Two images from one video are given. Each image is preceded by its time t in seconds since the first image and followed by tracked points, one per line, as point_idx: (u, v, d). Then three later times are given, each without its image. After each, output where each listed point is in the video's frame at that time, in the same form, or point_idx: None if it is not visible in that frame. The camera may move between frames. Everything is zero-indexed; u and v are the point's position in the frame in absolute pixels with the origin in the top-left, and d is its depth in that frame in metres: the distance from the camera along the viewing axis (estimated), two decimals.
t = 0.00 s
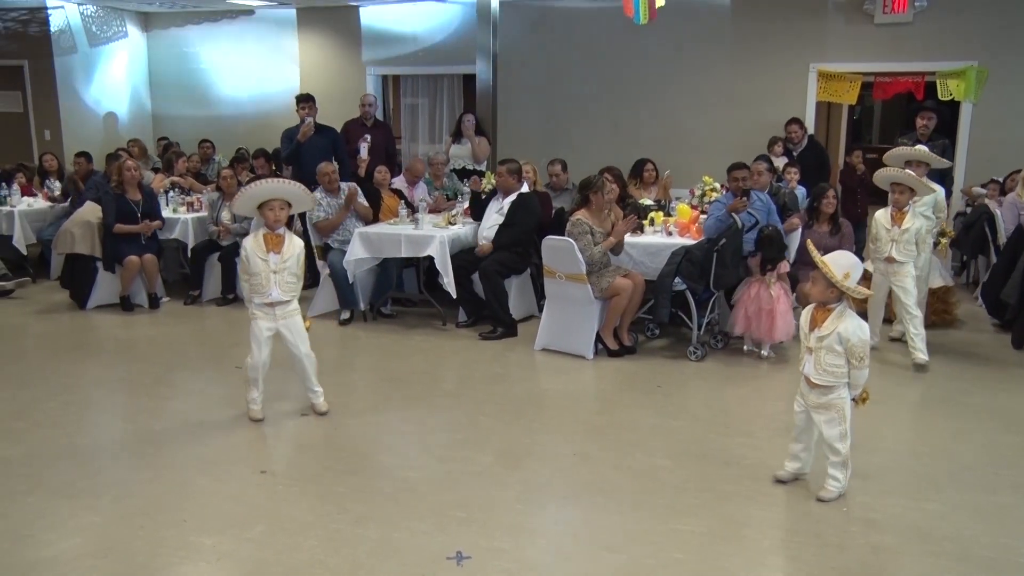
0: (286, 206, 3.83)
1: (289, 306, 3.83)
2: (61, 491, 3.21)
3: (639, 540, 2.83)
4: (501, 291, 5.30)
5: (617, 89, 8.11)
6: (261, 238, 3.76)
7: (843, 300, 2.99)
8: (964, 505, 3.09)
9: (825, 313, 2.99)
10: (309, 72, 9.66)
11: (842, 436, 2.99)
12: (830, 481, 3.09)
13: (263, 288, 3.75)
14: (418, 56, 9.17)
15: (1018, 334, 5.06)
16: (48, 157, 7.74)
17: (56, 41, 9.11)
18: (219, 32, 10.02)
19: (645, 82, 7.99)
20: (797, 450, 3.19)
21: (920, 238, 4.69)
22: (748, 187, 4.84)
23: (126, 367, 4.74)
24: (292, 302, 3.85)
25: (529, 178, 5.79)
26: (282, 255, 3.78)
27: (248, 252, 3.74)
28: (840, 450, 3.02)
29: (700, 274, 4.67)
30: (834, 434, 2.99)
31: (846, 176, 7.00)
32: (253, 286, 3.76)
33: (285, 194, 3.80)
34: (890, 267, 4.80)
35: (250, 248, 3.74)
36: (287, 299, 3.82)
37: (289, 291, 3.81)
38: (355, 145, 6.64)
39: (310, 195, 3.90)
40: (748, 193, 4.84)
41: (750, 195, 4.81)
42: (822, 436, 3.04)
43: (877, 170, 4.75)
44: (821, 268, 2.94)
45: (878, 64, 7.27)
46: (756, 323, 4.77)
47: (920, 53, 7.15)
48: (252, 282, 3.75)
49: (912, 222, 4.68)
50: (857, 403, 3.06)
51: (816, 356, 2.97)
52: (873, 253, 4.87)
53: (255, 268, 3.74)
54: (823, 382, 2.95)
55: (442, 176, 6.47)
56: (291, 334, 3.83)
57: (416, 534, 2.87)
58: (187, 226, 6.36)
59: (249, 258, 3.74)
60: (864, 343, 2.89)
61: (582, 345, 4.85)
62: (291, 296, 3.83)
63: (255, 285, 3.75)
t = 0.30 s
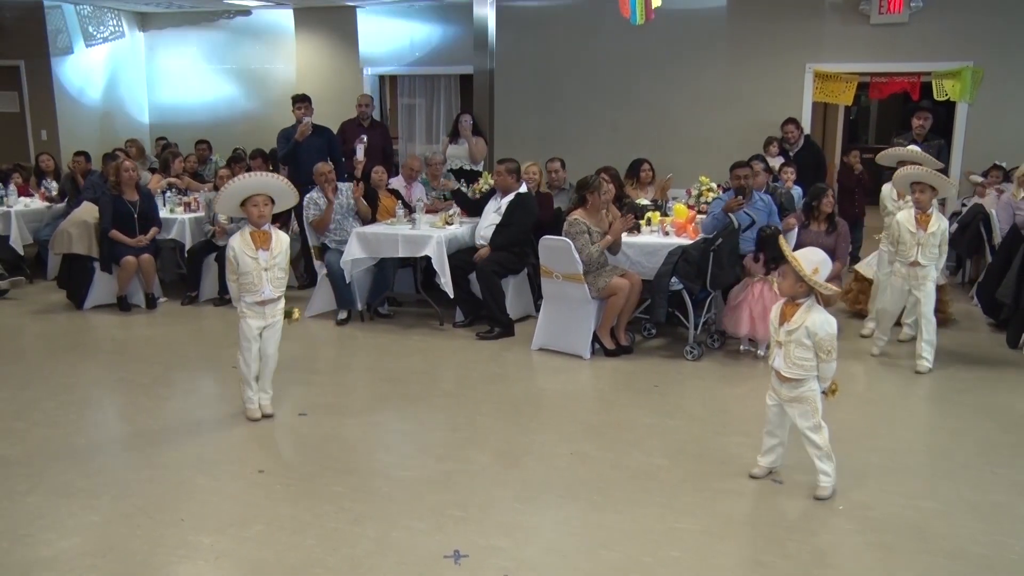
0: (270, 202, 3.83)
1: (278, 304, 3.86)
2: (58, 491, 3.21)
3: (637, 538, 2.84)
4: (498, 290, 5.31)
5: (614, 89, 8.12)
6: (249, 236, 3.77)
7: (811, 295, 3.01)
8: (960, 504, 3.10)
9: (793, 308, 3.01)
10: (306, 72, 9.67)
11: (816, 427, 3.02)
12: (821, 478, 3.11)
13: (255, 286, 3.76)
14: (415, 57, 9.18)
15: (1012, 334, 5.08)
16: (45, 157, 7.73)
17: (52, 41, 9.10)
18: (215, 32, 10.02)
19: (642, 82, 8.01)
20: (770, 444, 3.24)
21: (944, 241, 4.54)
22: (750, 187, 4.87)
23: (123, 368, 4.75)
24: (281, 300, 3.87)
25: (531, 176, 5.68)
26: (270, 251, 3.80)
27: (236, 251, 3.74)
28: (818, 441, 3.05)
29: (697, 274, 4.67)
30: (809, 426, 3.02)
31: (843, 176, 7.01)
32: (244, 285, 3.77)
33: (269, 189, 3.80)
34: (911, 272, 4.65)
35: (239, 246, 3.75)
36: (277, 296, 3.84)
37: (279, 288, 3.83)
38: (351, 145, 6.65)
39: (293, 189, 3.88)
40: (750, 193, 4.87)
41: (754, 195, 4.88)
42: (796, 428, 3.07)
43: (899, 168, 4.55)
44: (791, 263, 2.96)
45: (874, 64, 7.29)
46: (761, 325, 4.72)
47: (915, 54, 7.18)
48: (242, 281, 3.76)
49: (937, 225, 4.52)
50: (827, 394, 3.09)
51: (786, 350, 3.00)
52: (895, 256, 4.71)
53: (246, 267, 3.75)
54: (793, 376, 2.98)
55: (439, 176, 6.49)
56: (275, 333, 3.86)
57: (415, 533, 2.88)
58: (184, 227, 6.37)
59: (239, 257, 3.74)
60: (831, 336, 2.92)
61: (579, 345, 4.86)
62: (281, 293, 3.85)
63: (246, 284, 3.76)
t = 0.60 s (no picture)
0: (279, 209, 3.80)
1: (285, 304, 3.86)
2: (55, 490, 3.21)
3: (633, 537, 2.85)
4: (495, 289, 5.32)
5: (611, 89, 8.13)
6: (255, 237, 3.79)
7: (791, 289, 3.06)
8: (955, 501, 3.12)
9: (775, 303, 3.06)
10: (303, 72, 9.67)
11: (792, 421, 3.08)
12: (777, 465, 3.19)
13: (263, 287, 3.76)
14: (412, 56, 9.18)
15: (1008, 333, 5.14)
16: (41, 157, 7.73)
17: (48, 41, 9.09)
18: (213, 32, 10.01)
19: (638, 82, 8.02)
20: (763, 443, 3.24)
21: (948, 241, 4.52)
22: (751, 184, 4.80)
23: (120, 367, 4.74)
24: (288, 300, 3.87)
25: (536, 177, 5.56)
26: (277, 252, 3.83)
27: (243, 252, 3.75)
28: (788, 433, 3.12)
29: (694, 274, 4.67)
30: (786, 419, 3.08)
31: (840, 176, 7.02)
32: (251, 285, 3.75)
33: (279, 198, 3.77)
34: (915, 272, 4.63)
35: (246, 248, 3.76)
36: (284, 296, 3.84)
37: (286, 288, 3.84)
38: (348, 145, 6.64)
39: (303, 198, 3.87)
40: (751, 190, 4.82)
41: (756, 195, 4.92)
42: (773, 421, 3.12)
43: (904, 168, 4.54)
44: (770, 259, 3.01)
45: (870, 64, 7.31)
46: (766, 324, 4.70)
47: (911, 53, 7.20)
48: (248, 281, 3.75)
49: (942, 225, 4.50)
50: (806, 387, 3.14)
51: (773, 346, 3.03)
52: (900, 256, 4.68)
53: (254, 268, 3.74)
54: (781, 370, 3.01)
55: (437, 175, 6.48)
56: (286, 334, 3.84)
57: (413, 532, 2.88)
58: (182, 227, 6.37)
59: (246, 258, 3.74)
60: (815, 328, 2.98)
61: (576, 344, 4.87)
62: (287, 293, 3.86)
63: (252, 285, 3.75)
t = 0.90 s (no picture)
0: (300, 205, 3.82)
1: (311, 304, 3.87)
2: (50, 490, 3.21)
3: (629, 536, 2.86)
4: (490, 289, 5.32)
5: (606, 89, 8.14)
6: (280, 238, 3.78)
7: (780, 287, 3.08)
8: (949, 500, 3.13)
9: (765, 303, 3.07)
10: (298, 72, 9.67)
11: (793, 419, 3.08)
12: (779, 465, 3.19)
13: (290, 287, 3.77)
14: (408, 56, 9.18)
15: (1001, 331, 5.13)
16: (36, 157, 7.72)
17: (43, 40, 9.07)
18: (207, 31, 10.00)
19: (633, 82, 8.02)
20: (757, 441, 3.26)
21: (939, 242, 4.53)
22: (745, 184, 4.81)
23: (116, 367, 4.74)
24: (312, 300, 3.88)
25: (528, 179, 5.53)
26: (303, 252, 3.83)
27: (269, 254, 3.73)
28: (790, 432, 3.11)
29: (689, 273, 4.68)
30: (787, 417, 3.07)
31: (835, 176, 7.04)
32: (277, 287, 3.76)
33: (300, 193, 3.78)
34: (906, 273, 4.62)
35: (272, 249, 3.74)
36: (309, 296, 3.85)
37: (311, 288, 3.86)
38: (343, 145, 6.63)
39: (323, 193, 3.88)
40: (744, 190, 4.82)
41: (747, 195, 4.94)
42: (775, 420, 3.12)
43: (892, 170, 4.56)
44: (761, 260, 3.02)
45: (864, 64, 7.33)
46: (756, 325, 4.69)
47: (905, 53, 7.22)
48: (275, 282, 3.75)
49: (929, 226, 4.51)
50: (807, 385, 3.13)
51: (765, 345, 3.04)
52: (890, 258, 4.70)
53: (279, 269, 3.74)
54: (776, 369, 3.01)
55: (432, 175, 6.47)
56: (309, 333, 3.86)
57: (408, 531, 2.89)
58: (177, 228, 6.40)
59: (272, 259, 3.73)
60: (806, 324, 2.98)
61: (572, 344, 4.87)
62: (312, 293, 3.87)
63: (279, 286, 3.75)
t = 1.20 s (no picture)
0: (308, 201, 3.82)
1: (311, 303, 3.87)
2: (45, 491, 3.20)
3: (624, 535, 2.86)
4: (486, 289, 5.33)
5: (601, 89, 8.15)
6: (284, 235, 3.80)
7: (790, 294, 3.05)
8: (943, 499, 3.14)
9: (773, 309, 3.05)
10: (293, 72, 9.66)
11: (800, 430, 3.03)
12: (799, 480, 3.10)
13: (288, 284, 3.77)
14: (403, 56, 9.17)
15: (995, 332, 5.16)
16: (30, 157, 7.70)
17: (36, 40, 9.03)
18: (202, 30, 9.98)
19: (629, 82, 8.03)
20: (759, 443, 3.28)
21: (911, 245, 4.58)
22: (738, 184, 4.83)
23: (110, 367, 4.73)
24: (313, 300, 3.88)
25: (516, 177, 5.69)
26: (306, 251, 3.83)
27: (272, 250, 3.77)
28: (800, 443, 3.04)
29: (684, 273, 4.70)
30: (793, 427, 3.04)
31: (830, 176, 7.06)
32: (277, 283, 3.78)
33: (307, 189, 3.78)
34: (881, 278, 4.63)
35: (275, 245, 3.78)
36: (310, 296, 3.84)
37: (313, 288, 3.85)
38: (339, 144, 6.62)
39: (332, 188, 3.87)
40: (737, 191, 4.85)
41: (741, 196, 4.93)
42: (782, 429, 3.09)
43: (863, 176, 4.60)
44: (771, 266, 2.99)
45: (858, 64, 7.35)
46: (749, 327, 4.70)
47: (899, 54, 7.24)
48: (275, 278, 3.77)
49: (901, 231, 4.57)
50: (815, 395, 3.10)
51: (770, 352, 3.03)
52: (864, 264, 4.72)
53: (280, 265, 3.77)
54: (779, 377, 3.01)
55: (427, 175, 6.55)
56: (309, 333, 3.87)
57: (404, 531, 2.89)
58: (171, 227, 6.34)
59: (274, 255, 3.77)
60: (813, 334, 2.95)
61: (567, 343, 4.88)
62: (314, 293, 3.87)
63: (278, 282, 3.77)
